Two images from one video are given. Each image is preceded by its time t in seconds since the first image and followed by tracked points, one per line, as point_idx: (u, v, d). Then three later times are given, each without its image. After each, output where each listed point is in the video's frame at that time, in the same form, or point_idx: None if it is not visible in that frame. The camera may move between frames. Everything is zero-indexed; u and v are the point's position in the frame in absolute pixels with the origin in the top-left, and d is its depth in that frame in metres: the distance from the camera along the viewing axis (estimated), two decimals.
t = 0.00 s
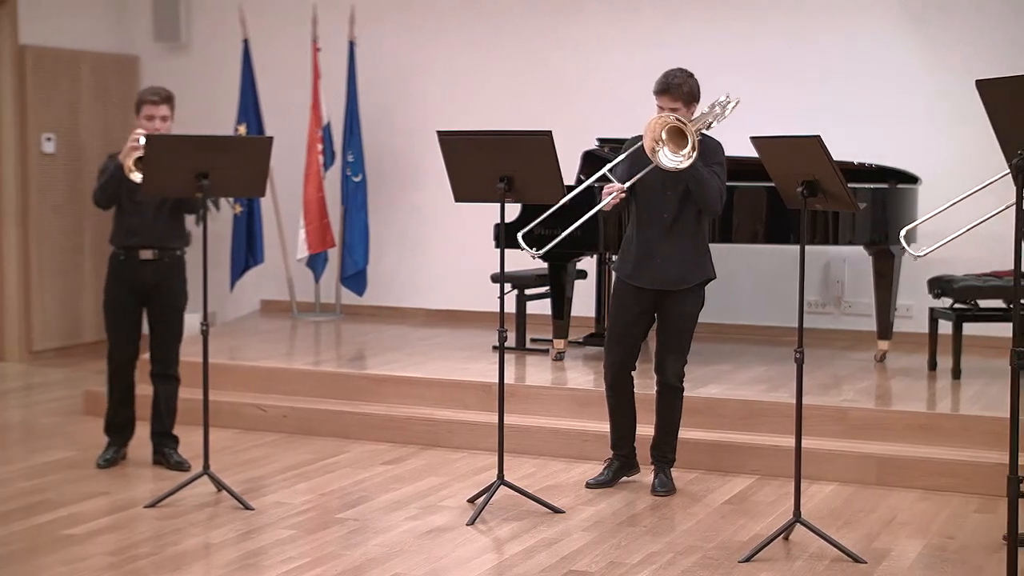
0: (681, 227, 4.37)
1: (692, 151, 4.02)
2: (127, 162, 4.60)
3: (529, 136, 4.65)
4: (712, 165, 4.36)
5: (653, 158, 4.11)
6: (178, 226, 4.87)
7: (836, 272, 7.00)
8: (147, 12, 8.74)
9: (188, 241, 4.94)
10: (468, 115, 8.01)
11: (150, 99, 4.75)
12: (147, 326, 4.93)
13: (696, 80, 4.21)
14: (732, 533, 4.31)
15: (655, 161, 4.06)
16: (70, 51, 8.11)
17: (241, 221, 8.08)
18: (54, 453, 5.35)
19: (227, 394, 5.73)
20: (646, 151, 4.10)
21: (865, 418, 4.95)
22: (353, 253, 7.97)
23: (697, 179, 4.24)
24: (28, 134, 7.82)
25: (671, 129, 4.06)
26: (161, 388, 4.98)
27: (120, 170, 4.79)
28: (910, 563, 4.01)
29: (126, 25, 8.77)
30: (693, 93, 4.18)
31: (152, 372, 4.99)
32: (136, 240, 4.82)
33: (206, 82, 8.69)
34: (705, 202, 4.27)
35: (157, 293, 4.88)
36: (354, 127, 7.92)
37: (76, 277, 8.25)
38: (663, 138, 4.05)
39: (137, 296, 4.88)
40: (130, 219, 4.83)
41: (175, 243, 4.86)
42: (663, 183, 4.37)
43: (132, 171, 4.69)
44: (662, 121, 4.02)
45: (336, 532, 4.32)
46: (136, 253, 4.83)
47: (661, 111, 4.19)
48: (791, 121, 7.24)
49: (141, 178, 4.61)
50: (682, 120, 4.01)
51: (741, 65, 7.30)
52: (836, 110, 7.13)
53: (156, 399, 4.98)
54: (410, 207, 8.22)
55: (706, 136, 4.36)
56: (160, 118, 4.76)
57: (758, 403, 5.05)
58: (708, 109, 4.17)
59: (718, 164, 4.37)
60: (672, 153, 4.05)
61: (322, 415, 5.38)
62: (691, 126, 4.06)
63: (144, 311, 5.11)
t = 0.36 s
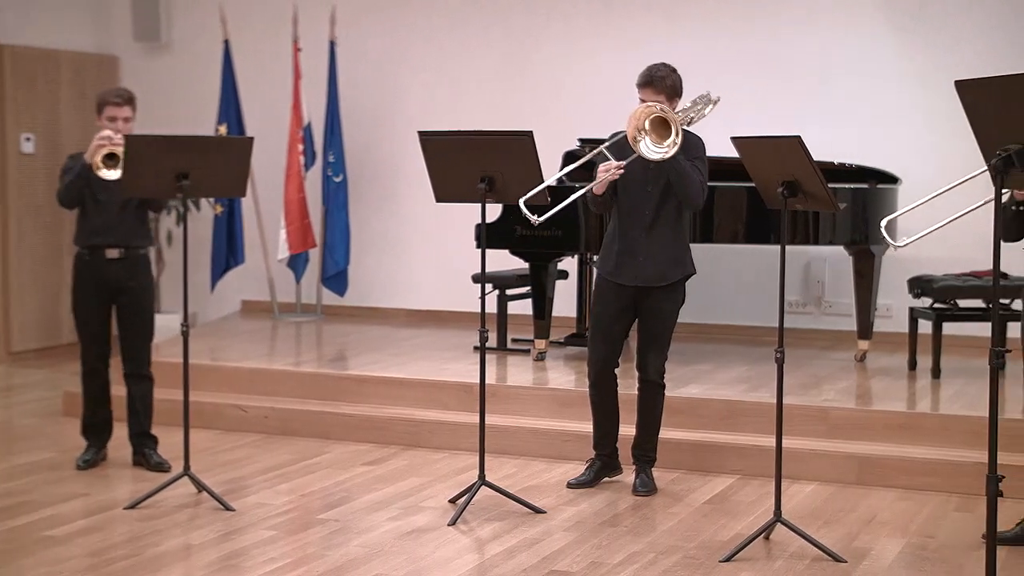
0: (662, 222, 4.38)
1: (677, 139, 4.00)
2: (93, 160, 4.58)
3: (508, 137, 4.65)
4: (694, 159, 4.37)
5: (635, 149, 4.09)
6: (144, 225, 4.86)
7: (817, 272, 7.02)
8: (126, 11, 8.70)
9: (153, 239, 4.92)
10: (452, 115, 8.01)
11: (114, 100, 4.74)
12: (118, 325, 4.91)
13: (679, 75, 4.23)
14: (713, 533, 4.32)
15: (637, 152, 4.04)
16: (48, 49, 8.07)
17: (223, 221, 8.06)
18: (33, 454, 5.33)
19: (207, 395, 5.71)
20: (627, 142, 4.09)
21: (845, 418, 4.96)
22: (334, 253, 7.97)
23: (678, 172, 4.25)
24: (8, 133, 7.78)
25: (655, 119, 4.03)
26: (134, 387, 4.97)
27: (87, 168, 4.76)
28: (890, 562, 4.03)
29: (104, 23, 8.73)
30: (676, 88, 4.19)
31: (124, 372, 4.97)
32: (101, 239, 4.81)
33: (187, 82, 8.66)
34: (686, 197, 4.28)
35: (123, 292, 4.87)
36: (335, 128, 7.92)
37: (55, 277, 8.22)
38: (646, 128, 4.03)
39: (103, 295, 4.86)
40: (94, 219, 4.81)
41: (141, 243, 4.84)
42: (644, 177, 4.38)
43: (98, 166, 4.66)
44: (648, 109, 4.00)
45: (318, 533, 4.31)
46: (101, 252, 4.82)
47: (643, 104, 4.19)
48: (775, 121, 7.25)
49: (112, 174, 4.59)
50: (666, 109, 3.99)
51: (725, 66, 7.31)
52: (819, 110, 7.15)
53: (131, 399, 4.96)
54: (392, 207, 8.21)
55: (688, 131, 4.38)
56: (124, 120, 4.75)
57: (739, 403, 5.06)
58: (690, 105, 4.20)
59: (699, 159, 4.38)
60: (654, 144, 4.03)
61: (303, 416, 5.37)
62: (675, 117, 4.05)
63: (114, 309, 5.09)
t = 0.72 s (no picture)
0: (642, 222, 4.37)
1: (656, 143, 3.99)
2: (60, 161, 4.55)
3: (489, 137, 4.66)
4: (673, 160, 4.36)
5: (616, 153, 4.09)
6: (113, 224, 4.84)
7: (796, 272, 7.03)
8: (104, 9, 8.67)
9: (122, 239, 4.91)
10: (433, 115, 8.00)
11: (75, 101, 4.71)
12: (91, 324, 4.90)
13: (657, 76, 4.23)
14: (694, 533, 4.32)
15: (618, 157, 4.05)
16: (27, 49, 8.04)
17: (202, 221, 8.03)
18: (11, 455, 5.30)
19: (187, 396, 5.69)
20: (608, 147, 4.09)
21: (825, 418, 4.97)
22: (314, 253, 7.95)
23: (657, 173, 4.24)
24: None
25: (633, 123, 4.03)
26: (109, 388, 4.96)
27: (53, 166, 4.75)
28: (869, 562, 4.03)
29: (83, 23, 8.70)
30: (654, 89, 4.19)
31: (99, 373, 4.96)
32: (70, 240, 4.78)
33: (167, 82, 8.63)
34: (665, 198, 4.27)
35: (95, 292, 4.86)
36: (315, 128, 7.90)
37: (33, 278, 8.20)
38: (625, 132, 4.03)
39: (75, 294, 4.85)
40: (62, 220, 4.79)
41: (111, 242, 4.83)
42: (624, 177, 4.39)
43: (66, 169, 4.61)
44: (626, 113, 4.00)
45: (298, 534, 4.30)
46: (71, 253, 4.80)
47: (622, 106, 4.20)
48: (756, 121, 7.27)
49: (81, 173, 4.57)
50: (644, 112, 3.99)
51: (706, 66, 7.33)
52: (800, 110, 7.16)
53: (106, 399, 4.95)
54: (373, 208, 8.21)
55: (666, 131, 4.37)
56: (88, 121, 4.73)
57: (719, 403, 5.06)
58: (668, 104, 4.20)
59: (678, 159, 4.37)
60: (635, 148, 4.03)
61: (283, 417, 5.36)
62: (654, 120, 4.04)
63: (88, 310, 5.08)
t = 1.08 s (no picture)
0: (620, 223, 4.38)
1: (634, 148, 4.03)
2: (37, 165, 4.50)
3: (469, 138, 4.65)
4: (648, 161, 4.38)
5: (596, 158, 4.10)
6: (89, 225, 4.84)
7: (777, 273, 7.05)
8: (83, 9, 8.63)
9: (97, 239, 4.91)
10: (415, 115, 7.99)
11: (47, 102, 4.68)
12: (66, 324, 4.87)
13: (631, 77, 4.25)
14: (674, 533, 4.32)
15: (598, 162, 4.05)
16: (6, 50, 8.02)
17: (183, 222, 8.01)
18: None
19: (167, 397, 5.68)
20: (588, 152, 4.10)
21: (805, 418, 4.98)
22: (295, 254, 7.94)
23: (634, 176, 4.29)
24: None
25: (612, 127, 4.06)
26: (88, 388, 4.96)
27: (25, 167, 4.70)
28: (849, 561, 4.04)
29: (63, 23, 8.67)
30: (628, 91, 4.22)
31: (76, 374, 4.96)
32: (46, 240, 4.77)
33: (147, 82, 8.60)
34: (644, 201, 4.32)
35: (71, 292, 4.85)
36: (295, 128, 7.89)
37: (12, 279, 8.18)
38: (604, 136, 4.05)
39: (50, 295, 4.84)
40: (38, 220, 4.78)
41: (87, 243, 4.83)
42: (602, 179, 4.38)
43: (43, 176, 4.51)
44: (607, 117, 4.03)
45: (279, 535, 4.29)
46: (46, 253, 4.78)
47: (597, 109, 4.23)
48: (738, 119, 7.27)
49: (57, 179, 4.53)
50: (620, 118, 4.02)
51: (688, 66, 7.33)
52: (782, 110, 7.18)
53: (84, 400, 4.95)
54: (354, 208, 8.20)
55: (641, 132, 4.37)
56: (60, 123, 4.72)
57: (699, 403, 5.07)
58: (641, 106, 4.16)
59: (654, 160, 4.39)
60: (614, 151, 4.05)
61: (263, 418, 5.35)
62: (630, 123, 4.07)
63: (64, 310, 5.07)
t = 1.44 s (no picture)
0: (592, 217, 4.44)
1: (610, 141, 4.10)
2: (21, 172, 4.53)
3: (449, 138, 4.65)
4: (618, 157, 4.43)
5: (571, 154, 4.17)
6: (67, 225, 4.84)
7: (758, 273, 7.06)
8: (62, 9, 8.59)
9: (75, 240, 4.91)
10: (397, 115, 7.99)
11: (28, 105, 4.66)
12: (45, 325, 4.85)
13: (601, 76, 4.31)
14: (656, 533, 4.33)
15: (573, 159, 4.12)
16: None
17: (163, 223, 7.98)
18: None
19: (147, 398, 5.66)
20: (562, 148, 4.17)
21: (786, 417, 4.99)
22: (276, 255, 7.92)
23: (608, 173, 4.33)
24: None
25: (587, 122, 4.11)
26: (67, 389, 4.95)
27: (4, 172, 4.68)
28: (830, 560, 4.05)
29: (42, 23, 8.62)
30: (599, 89, 4.28)
31: (56, 375, 4.94)
32: (25, 242, 4.76)
33: (129, 82, 8.58)
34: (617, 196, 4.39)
35: (50, 293, 4.83)
36: (276, 128, 7.87)
37: None
38: (578, 133, 4.11)
39: (29, 296, 4.83)
40: (14, 221, 4.75)
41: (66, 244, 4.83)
42: (573, 176, 4.45)
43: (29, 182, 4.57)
44: (584, 113, 4.07)
45: (260, 536, 4.28)
46: (24, 254, 4.77)
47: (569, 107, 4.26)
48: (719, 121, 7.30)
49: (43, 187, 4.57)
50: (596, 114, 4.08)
51: (671, 66, 7.34)
52: (765, 109, 7.18)
53: (64, 401, 4.94)
54: (336, 209, 8.19)
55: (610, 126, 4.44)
56: (41, 124, 4.70)
57: (681, 404, 5.07)
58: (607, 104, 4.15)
59: (625, 154, 4.45)
60: (589, 148, 4.11)
61: (244, 419, 5.34)
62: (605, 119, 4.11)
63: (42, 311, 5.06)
